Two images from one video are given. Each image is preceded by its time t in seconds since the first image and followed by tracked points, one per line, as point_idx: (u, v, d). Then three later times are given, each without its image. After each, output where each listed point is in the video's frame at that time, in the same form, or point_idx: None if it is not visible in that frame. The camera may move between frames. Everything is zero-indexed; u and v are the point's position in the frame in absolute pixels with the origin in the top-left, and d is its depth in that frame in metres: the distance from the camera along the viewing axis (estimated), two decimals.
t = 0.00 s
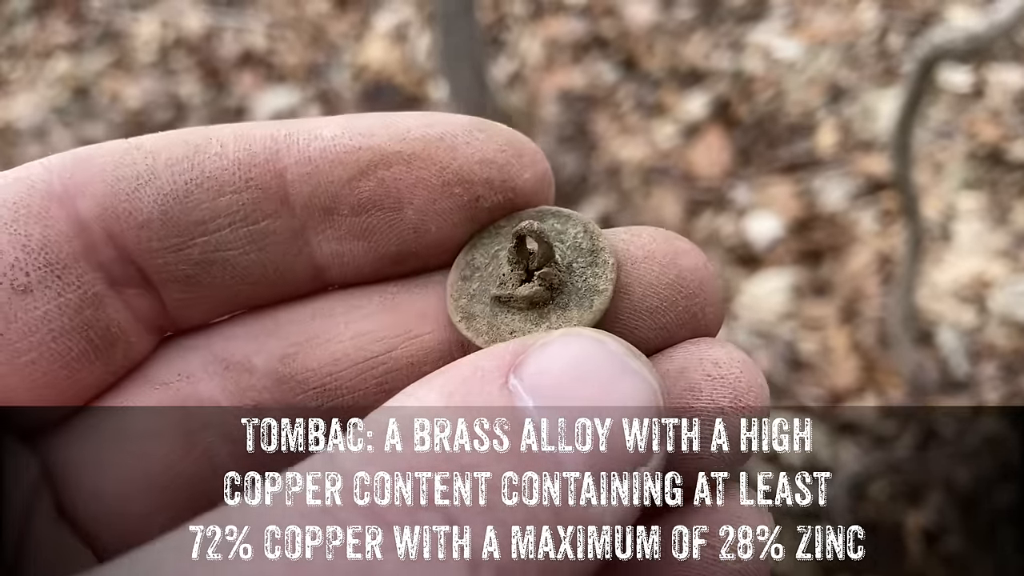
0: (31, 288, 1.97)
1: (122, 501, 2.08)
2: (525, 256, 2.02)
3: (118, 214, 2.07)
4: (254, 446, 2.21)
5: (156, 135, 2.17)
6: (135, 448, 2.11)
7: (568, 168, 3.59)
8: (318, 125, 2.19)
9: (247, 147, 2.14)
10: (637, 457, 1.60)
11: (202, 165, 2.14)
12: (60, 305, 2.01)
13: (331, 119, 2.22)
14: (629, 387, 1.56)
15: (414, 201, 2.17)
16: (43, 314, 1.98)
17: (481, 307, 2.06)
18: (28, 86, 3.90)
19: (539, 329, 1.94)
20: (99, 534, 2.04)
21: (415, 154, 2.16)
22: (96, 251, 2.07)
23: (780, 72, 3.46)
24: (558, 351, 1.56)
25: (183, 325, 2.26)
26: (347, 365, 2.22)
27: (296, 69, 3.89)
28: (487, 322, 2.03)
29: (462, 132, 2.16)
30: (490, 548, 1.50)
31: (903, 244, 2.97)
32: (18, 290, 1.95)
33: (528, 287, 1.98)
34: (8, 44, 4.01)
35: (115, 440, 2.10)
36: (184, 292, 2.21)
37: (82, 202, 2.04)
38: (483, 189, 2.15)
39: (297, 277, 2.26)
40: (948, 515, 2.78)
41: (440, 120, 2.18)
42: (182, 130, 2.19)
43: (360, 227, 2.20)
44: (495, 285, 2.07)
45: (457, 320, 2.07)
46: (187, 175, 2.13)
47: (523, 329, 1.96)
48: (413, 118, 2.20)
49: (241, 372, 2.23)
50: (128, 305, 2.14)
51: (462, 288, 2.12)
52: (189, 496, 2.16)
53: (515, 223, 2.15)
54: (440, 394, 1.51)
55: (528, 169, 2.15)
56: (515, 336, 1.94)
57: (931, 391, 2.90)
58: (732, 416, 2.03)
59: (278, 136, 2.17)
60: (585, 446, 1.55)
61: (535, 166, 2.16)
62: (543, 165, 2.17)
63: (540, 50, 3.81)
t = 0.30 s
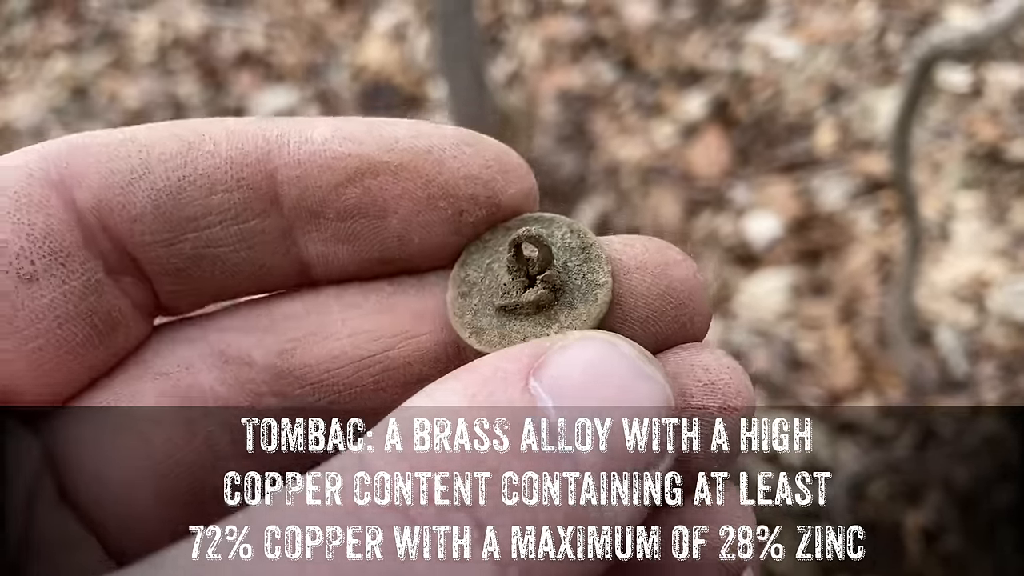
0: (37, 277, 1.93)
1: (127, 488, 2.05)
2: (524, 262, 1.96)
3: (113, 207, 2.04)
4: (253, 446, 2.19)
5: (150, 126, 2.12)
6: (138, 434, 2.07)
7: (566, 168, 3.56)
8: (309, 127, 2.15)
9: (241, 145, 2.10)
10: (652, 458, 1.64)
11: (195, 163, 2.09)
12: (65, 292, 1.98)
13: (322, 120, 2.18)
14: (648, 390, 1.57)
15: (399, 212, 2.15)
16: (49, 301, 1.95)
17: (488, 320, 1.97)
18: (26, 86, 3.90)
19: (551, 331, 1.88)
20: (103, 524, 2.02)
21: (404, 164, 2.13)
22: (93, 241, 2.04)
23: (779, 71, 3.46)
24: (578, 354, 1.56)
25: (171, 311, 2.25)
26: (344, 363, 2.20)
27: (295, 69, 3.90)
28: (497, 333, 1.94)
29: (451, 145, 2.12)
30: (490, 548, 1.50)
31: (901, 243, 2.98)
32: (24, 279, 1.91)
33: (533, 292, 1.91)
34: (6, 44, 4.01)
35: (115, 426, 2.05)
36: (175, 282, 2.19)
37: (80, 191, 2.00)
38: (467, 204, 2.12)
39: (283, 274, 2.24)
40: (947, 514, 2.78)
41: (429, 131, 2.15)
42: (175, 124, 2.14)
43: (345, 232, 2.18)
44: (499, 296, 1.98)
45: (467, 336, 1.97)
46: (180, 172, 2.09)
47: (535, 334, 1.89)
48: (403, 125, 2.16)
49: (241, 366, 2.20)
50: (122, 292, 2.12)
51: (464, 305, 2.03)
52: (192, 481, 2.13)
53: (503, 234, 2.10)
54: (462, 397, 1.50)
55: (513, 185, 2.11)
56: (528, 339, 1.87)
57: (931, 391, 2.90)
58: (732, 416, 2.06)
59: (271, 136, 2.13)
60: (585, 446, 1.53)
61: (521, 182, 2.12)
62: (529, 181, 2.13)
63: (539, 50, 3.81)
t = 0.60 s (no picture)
0: (31, 265, 1.94)
1: (117, 477, 2.08)
2: (511, 251, 1.98)
3: (104, 196, 2.04)
4: (253, 446, 2.19)
5: (143, 115, 2.10)
6: (127, 423, 2.08)
7: (563, 165, 3.52)
8: (300, 117, 2.12)
9: (232, 135, 2.07)
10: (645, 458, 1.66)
11: (185, 153, 2.07)
12: (59, 280, 1.99)
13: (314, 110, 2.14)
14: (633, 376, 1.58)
15: (388, 203, 2.12)
16: (42, 289, 1.96)
17: (475, 309, 2.01)
18: (23, 84, 3.89)
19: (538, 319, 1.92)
20: (96, 511, 2.08)
21: (393, 155, 2.09)
22: (86, 230, 2.05)
23: (776, 68, 3.47)
24: (565, 338, 1.56)
25: (162, 299, 2.26)
26: (336, 351, 2.19)
27: (293, 66, 3.90)
28: (486, 322, 1.97)
29: (440, 136, 2.08)
30: (490, 548, 1.51)
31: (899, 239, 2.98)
32: (18, 267, 1.91)
33: (520, 280, 1.95)
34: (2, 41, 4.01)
35: (103, 416, 2.06)
36: (167, 271, 2.19)
37: (71, 180, 2.01)
38: (455, 195, 2.09)
39: (274, 262, 2.24)
40: (946, 510, 2.78)
41: (418, 120, 2.11)
42: (168, 112, 2.12)
43: (335, 222, 2.16)
44: (487, 284, 2.01)
45: (455, 324, 2.00)
46: (171, 162, 2.07)
47: (522, 322, 1.93)
48: (393, 116, 2.12)
49: (231, 355, 2.19)
50: (115, 280, 2.12)
51: (452, 293, 2.07)
52: (183, 470, 2.14)
53: (491, 225, 2.11)
54: (449, 383, 1.50)
55: (502, 178, 2.08)
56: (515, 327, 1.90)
57: (927, 388, 2.88)
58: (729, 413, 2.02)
59: (262, 126, 2.10)
60: (585, 446, 1.55)
61: (510, 175, 2.09)
62: (517, 173, 2.10)
63: (537, 46, 3.79)
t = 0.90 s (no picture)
0: (48, 267, 1.99)
1: (133, 477, 2.11)
2: (519, 259, 1.98)
3: (120, 201, 2.06)
4: (253, 446, 2.23)
5: (159, 120, 2.12)
6: (144, 423, 2.11)
7: (562, 161, 3.56)
8: (313, 123, 2.12)
9: (247, 140, 2.09)
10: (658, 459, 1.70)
11: (200, 158, 2.09)
12: (75, 283, 2.03)
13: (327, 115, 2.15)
14: (638, 387, 1.59)
15: (399, 208, 2.13)
16: (60, 291, 2.01)
17: (484, 316, 2.02)
18: (21, 80, 3.89)
19: (545, 327, 1.93)
20: (112, 510, 2.13)
21: (404, 163, 2.11)
22: (103, 235, 2.07)
23: (774, 64, 3.48)
24: (574, 349, 1.57)
25: (176, 302, 2.28)
26: (348, 354, 2.21)
27: (291, 63, 3.90)
28: (494, 330, 1.98)
29: (450, 143, 2.10)
30: (490, 548, 1.52)
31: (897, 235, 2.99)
32: (36, 270, 1.97)
33: (528, 289, 1.95)
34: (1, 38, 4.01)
35: (120, 417, 2.10)
36: (182, 274, 2.21)
37: (88, 185, 2.03)
38: (465, 201, 2.11)
39: (287, 265, 2.26)
40: (943, 505, 2.81)
41: (428, 128, 2.12)
42: (183, 117, 2.13)
43: (347, 227, 2.17)
44: (496, 292, 2.01)
45: (464, 331, 2.02)
46: (185, 168, 2.08)
47: (530, 330, 1.94)
48: (405, 123, 2.13)
49: (245, 357, 2.22)
50: (130, 283, 2.15)
51: (461, 300, 2.08)
52: (198, 469, 2.19)
53: (499, 232, 2.13)
54: (460, 389, 1.52)
55: (510, 184, 2.11)
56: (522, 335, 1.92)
57: (924, 383, 2.90)
58: (730, 414, 2.06)
59: (275, 132, 2.11)
60: (585, 446, 1.57)
61: (517, 181, 2.12)
62: (526, 179, 2.13)
63: (535, 43, 3.79)
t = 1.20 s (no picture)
0: (77, 270, 2.01)
1: (158, 477, 2.12)
2: (538, 265, 2.01)
3: (148, 205, 2.09)
4: (253, 446, 2.21)
5: (186, 127, 2.16)
6: (168, 424, 2.13)
7: (561, 159, 3.61)
8: (337, 131, 2.16)
9: (271, 147, 2.12)
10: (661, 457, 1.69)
11: (226, 164, 2.12)
12: (104, 286, 2.06)
13: (350, 123, 2.18)
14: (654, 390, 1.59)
15: (421, 214, 2.15)
16: (89, 293, 2.03)
17: (504, 319, 2.03)
18: (20, 79, 3.89)
19: (564, 331, 1.94)
20: (136, 510, 2.14)
21: (426, 170, 2.13)
22: (130, 238, 2.10)
23: (772, 63, 3.47)
24: (591, 352, 1.58)
25: (200, 304, 2.30)
26: (369, 356, 2.21)
27: (289, 62, 3.90)
28: (513, 333, 2.00)
29: (471, 151, 2.12)
30: (490, 548, 1.53)
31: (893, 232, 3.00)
32: (65, 272, 1.99)
33: (547, 293, 1.97)
34: None
35: (146, 417, 2.11)
36: (207, 279, 2.23)
37: (116, 189, 2.07)
38: (484, 208, 2.13)
39: (309, 270, 2.28)
40: (939, 502, 2.81)
41: (451, 136, 2.15)
42: (210, 125, 2.17)
43: (369, 233, 2.19)
44: (515, 296, 2.04)
45: (483, 335, 2.03)
46: (212, 173, 2.11)
47: (548, 334, 1.95)
48: (427, 131, 2.16)
49: (268, 360, 2.22)
50: (155, 287, 2.18)
51: (480, 305, 2.10)
52: (221, 470, 2.19)
53: (518, 238, 2.15)
54: (481, 390, 1.54)
55: (529, 192, 2.12)
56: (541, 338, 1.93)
57: (921, 381, 2.92)
58: (731, 415, 2.05)
59: (300, 140, 2.14)
60: (585, 446, 1.57)
61: (537, 189, 2.14)
62: (544, 187, 2.14)
63: (533, 41, 3.81)
